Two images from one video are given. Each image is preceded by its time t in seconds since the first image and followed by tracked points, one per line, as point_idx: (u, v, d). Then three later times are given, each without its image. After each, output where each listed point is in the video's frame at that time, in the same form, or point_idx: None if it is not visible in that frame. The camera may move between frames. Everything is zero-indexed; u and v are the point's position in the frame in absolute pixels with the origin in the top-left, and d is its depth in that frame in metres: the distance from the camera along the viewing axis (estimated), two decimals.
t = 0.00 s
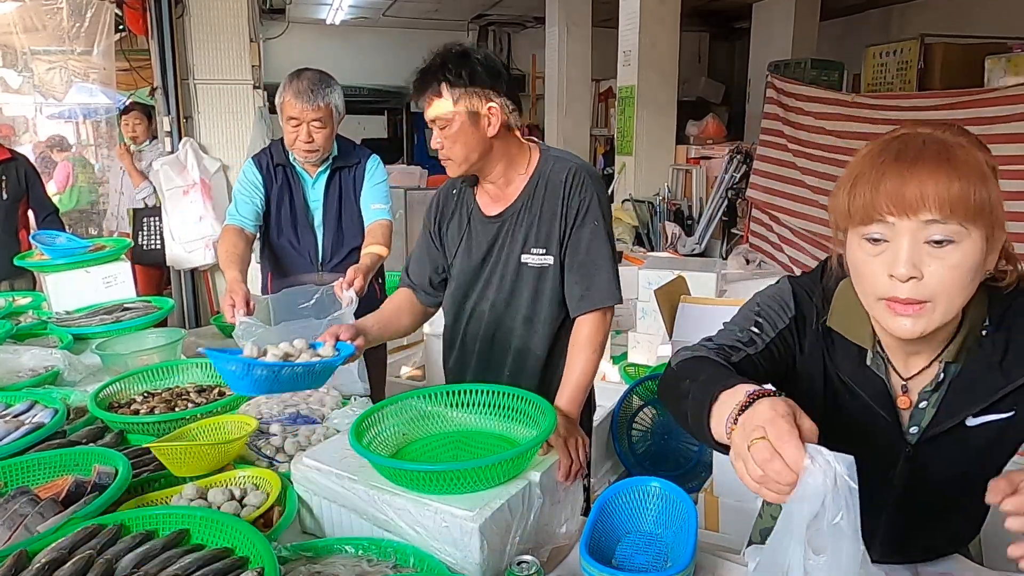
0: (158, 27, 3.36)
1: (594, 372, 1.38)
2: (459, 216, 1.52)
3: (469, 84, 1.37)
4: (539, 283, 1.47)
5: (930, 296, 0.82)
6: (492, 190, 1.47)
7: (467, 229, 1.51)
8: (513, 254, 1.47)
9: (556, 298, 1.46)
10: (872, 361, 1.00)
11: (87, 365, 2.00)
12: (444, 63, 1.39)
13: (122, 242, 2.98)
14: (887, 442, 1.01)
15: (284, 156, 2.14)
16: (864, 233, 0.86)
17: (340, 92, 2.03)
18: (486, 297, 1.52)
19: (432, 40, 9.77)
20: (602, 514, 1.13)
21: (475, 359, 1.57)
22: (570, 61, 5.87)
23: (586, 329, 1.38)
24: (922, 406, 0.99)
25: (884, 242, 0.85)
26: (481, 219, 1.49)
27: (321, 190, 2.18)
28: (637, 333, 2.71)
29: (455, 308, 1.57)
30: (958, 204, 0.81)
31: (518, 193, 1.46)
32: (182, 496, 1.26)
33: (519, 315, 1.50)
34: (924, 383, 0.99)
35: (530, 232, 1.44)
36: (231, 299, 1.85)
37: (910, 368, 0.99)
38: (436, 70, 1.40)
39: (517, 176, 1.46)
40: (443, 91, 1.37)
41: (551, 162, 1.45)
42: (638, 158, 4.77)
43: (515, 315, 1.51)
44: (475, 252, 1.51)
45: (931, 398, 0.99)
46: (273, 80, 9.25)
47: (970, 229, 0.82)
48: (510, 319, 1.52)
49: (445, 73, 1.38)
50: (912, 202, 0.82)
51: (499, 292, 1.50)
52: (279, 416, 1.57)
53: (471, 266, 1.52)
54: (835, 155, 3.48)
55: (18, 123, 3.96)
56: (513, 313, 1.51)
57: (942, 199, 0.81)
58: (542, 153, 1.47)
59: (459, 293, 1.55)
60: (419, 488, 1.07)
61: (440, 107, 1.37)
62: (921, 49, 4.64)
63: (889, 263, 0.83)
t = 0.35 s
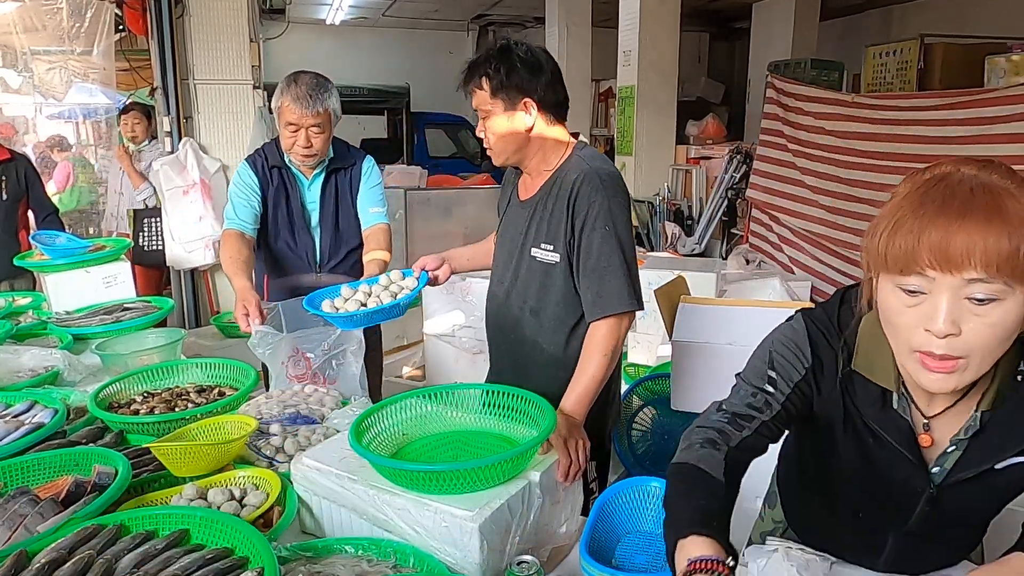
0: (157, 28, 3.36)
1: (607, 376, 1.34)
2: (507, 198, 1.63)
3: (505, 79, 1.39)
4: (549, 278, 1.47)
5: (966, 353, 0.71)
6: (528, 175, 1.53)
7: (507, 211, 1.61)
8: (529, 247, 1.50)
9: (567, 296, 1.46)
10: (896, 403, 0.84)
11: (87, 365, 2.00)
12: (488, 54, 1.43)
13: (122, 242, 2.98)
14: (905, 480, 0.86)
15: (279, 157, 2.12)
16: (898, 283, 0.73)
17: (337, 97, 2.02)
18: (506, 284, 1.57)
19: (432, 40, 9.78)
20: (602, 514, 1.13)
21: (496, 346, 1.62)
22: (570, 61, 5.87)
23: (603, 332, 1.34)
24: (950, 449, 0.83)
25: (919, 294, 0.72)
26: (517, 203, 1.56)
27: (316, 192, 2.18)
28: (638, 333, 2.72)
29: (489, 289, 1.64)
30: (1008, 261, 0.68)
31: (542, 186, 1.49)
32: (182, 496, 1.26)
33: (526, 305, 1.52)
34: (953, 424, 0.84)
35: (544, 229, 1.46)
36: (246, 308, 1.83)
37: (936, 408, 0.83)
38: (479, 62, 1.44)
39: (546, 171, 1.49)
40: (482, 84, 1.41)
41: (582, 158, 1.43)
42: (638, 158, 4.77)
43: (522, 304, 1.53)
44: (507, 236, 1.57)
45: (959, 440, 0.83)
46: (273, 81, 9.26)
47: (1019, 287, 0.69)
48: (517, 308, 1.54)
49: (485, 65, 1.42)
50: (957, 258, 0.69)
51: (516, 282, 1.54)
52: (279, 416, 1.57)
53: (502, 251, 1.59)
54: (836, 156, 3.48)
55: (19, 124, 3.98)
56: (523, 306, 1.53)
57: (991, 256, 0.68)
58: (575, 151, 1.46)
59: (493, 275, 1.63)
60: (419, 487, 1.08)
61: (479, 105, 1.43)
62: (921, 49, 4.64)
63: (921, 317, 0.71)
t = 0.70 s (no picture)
0: (158, 28, 3.36)
1: (604, 372, 1.34)
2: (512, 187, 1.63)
3: (512, 74, 1.38)
4: (553, 269, 1.48)
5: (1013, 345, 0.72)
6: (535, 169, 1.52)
7: (513, 200, 1.61)
8: (532, 238, 1.50)
9: (570, 287, 1.46)
10: (897, 366, 0.86)
11: (87, 365, 2.00)
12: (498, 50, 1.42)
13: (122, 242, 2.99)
14: (910, 441, 0.89)
15: (274, 162, 2.10)
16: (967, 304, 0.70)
17: (332, 102, 2.02)
18: (511, 274, 1.57)
19: (432, 40, 9.78)
20: (602, 514, 1.13)
21: (502, 335, 1.63)
22: (570, 61, 5.88)
23: (597, 327, 1.33)
24: (952, 408, 0.86)
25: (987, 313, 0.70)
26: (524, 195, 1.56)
27: (312, 195, 2.17)
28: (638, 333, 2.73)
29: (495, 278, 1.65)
30: None
31: (549, 177, 1.48)
32: (182, 496, 1.26)
33: (532, 296, 1.53)
34: (960, 383, 0.85)
35: (545, 220, 1.46)
36: (276, 319, 1.86)
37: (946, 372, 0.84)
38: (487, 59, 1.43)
39: (552, 166, 1.48)
40: (490, 79, 1.40)
41: (587, 153, 1.43)
42: (638, 158, 4.77)
43: (527, 295, 1.54)
44: (512, 225, 1.58)
45: (961, 397, 0.86)
46: (273, 81, 9.26)
47: None
48: (523, 299, 1.55)
49: (494, 61, 1.41)
50: None
51: (521, 273, 1.54)
52: (279, 416, 1.57)
53: (507, 240, 1.59)
54: (836, 156, 3.48)
55: (18, 124, 3.98)
56: (528, 297, 1.54)
57: None
58: (582, 145, 1.45)
59: (499, 264, 1.63)
60: (418, 487, 1.08)
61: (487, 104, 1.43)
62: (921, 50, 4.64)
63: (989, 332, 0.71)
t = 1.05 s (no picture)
0: (158, 28, 3.37)
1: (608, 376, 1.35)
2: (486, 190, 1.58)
3: (497, 84, 1.35)
4: (546, 280, 1.46)
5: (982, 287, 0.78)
6: (517, 175, 1.49)
7: (491, 204, 1.56)
8: (523, 247, 1.48)
9: (567, 298, 1.45)
10: (885, 298, 0.94)
11: (87, 366, 2.01)
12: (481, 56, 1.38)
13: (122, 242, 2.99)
14: (902, 373, 0.95)
15: (268, 160, 2.11)
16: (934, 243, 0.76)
17: (326, 103, 2.02)
18: (497, 282, 1.54)
19: (432, 41, 9.78)
20: (603, 515, 1.13)
21: (486, 340, 1.60)
22: (570, 62, 5.87)
23: (603, 337, 1.34)
24: (939, 335, 0.92)
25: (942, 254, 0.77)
26: (507, 202, 1.51)
27: (307, 195, 2.18)
28: (638, 333, 2.74)
29: (474, 282, 1.61)
30: None
31: (538, 185, 1.46)
32: (183, 496, 1.26)
33: (521, 306, 1.51)
34: (949, 314, 0.92)
35: (540, 230, 1.45)
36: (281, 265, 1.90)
37: (937, 307, 0.91)
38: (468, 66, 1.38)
39: (538, 173, 1.46)
40: (474, 88, 1.36)
41: (580, 162, 1.42)
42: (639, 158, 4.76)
43: (516, 305, 1.52)
44: (495, 231, 1.54)
45: (950, 328, 0.91)
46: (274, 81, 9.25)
47: None
48: (511, 308, 1.53)
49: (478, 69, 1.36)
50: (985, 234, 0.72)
51: (510, 282, 1.52)
52: (280, 416, 1.57)
53: (491, 245, 1.55)
54: (836, 156, 3.48)
55: (18, 124, 3.98)
56: (519, 305, 1.51)
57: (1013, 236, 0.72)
58: (569, 153, 1.44)
59: (478, 268, 1.59)
60: (419, 487, 1.08)
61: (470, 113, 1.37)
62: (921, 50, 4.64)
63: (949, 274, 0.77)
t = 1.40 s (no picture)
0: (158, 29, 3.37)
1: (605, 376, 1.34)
2: (457, 195, 1.53)
3: (470, 94, 1.29)
4: (517, 289, 1.43)
5: (925, 225, 0.84)
6: (486, 183, 1.45)
7: (460, 208, 1.52)
8: (491, 257, 1.44)
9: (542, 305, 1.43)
10: (857, 273, 0.97)
11: (87, 366, 2.01)
12: (445, 62, 1.31)
13: (122, 242, 2.98)
14: (877, 345, 0.95)
15: (261, 154, 2.12)
16: (871, 173, 0.87)
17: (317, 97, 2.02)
18: (465, 287, 1.50)
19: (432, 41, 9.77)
20: (603, 514, 1.13)
21: (457, 347, 1.56)
22: (571, 62, 5.87)
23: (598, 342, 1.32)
24: (913, 309, 0.93)
25: (886, 184, 0.85)
26: (476, 209, 1.48)
27: (299, 189, 2.18)
28: (638, 333, 2.74)
29: (443, 289, 1.57)
30: (953, 158, 0.81)
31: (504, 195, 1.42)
32: (183, 496, 1.26)
33: (485, 315, 1.48)
34: (921, 288, 0.93)
35: (507, 239, 1.41)
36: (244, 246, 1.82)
37: (907, 277, 0.94)
38: (434, 74, 1.32)
39: (507, 181, 1.42)
40: (442, 101, 1.29)
41: (547, 171, 1.38)
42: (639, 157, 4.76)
43: (481, 313, 1.49)
44: (465, 237, 1.50)
45: (925, 303, 0.93)
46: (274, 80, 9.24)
47: (962, 176, 0.83)
48: (476, 316, 1.50)
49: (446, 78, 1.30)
50: (910, 155, 0.82)
51: (479, 291, 1.48)
52: (280, 416, 1.57)
53: (460, 251, 1.51)
54: (835, 155, 3.48)
55: (18, 124, 3.96)
56: (488, 312, 1.48)
57: (936, 153, 0.81)
58: (538, 159, 1.41)
59: (448, 273, 1.55)
60: (420, 487, 1.08)
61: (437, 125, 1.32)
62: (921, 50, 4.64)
63: (884, 202, 0.85)
